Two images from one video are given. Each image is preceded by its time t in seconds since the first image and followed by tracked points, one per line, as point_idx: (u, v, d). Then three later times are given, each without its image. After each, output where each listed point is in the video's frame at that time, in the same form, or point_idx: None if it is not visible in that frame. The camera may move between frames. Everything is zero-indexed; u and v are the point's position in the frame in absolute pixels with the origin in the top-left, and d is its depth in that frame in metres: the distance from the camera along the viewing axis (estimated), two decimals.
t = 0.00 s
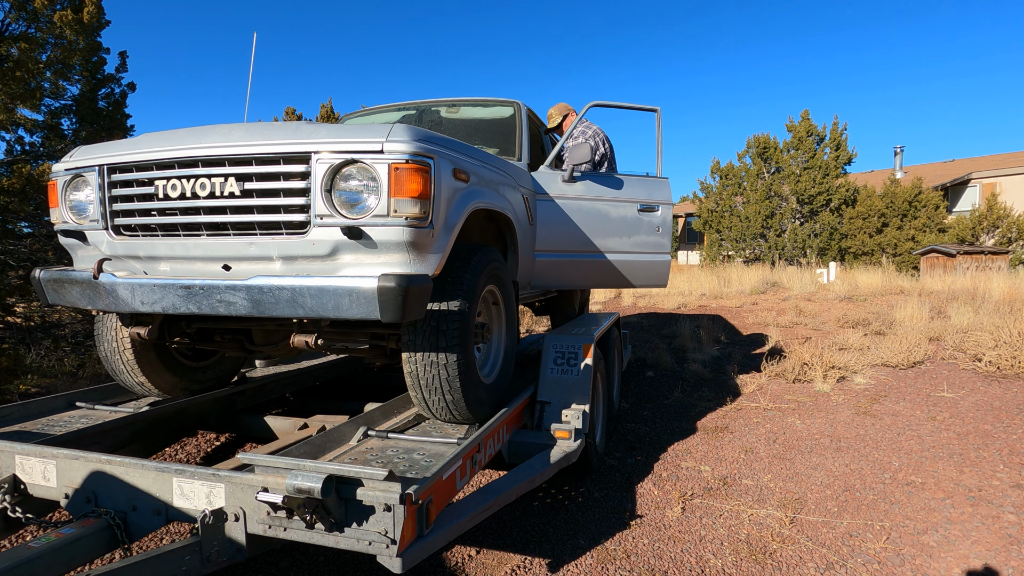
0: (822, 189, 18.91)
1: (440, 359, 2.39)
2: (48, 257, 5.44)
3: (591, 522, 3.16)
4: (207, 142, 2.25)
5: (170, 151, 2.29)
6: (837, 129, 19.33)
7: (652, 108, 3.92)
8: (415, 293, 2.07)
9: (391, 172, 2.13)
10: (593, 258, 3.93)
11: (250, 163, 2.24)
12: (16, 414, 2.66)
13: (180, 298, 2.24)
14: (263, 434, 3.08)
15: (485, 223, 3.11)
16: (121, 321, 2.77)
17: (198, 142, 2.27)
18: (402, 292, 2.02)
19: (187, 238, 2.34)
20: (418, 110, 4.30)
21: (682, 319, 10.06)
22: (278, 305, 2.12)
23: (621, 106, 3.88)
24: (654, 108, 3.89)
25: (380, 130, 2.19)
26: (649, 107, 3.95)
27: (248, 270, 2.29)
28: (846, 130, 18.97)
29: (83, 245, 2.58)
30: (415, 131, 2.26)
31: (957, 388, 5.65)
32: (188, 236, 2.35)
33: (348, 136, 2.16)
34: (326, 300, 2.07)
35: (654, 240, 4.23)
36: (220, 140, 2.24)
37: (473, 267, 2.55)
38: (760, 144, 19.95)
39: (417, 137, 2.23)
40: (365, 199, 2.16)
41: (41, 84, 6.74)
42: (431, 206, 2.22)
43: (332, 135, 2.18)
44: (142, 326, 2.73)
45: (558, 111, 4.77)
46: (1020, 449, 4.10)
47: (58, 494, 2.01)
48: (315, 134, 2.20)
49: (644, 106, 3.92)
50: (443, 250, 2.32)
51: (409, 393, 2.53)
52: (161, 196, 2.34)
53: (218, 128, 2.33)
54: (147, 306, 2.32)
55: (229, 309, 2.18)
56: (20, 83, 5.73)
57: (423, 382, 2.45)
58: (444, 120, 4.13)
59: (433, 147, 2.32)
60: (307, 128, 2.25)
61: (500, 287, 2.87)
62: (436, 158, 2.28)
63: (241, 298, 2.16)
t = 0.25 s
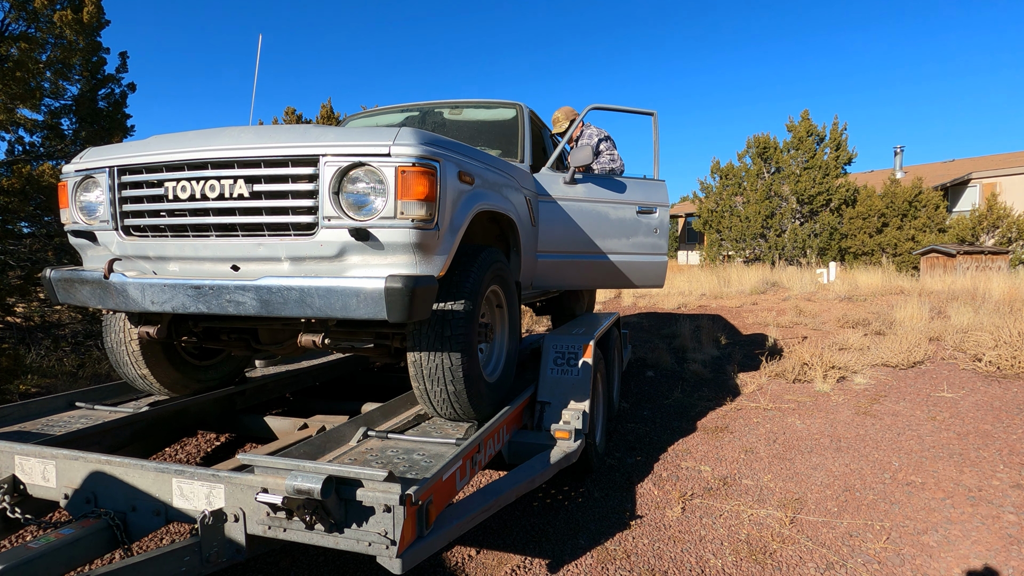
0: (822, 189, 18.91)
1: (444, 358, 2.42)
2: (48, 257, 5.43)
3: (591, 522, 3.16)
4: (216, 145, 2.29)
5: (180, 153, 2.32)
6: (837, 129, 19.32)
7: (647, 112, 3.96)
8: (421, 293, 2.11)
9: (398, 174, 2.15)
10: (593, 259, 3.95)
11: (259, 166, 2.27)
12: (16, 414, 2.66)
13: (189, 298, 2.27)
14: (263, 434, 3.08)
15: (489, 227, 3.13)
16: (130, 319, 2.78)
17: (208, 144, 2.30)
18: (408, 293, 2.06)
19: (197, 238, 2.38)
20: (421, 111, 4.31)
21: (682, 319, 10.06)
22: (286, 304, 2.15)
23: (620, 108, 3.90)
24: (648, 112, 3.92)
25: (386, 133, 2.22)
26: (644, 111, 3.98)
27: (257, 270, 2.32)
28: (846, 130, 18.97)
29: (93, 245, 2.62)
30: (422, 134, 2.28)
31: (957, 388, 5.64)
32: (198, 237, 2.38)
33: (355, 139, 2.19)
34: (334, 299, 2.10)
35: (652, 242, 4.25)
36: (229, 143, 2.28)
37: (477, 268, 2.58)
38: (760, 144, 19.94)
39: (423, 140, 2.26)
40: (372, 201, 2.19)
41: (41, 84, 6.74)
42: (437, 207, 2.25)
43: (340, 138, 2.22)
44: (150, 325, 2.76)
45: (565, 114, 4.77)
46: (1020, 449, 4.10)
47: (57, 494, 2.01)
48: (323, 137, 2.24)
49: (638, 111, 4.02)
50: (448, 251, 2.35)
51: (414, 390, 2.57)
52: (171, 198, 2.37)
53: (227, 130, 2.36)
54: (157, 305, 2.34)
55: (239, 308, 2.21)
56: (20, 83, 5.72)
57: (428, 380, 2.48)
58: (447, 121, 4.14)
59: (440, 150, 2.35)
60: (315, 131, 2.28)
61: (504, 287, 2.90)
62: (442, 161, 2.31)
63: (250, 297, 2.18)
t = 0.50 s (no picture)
0: (822, 189, 18.92)
1: (448, 356, 2.46)
2: (48, 257, 5.43)
3: (591, 522, 3.16)
4: (225, 146, 2.31)
5: (189, 154, 2.34)
6: (837, 129, 19.32)
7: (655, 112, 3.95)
8: (426, 293, 2.15)
9: (404, 176, 2.19)
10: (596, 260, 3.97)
11: (267, 168, 2.30)
12: (16, 413, 2.66)
13: (199, 296, 2.31)
14: (263, 434, 3.08)
15: (492, 228, 3.17)
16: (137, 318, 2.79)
17: (217, 146, 2.33)
18: (414, 292, 2.09)
19: (205, 238, 2.41)
20: (424, 113, 4.32)
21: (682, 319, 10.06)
22: (294, 303, 2.19)
23: (626, 109, 3.90)
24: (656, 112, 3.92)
25: (393, 136, 2.26)
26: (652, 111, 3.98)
27: (264, 270, 2.34)
28: (846, 130, 18.97)
29: (102, 245, 2.63)
30: (427, 137, 2.32)
31: (957, 388, 5.64)
32: (207, 237, 2.41)
33: (362, 142, 2.22)
34: (341, 299, 2.14)
35: (656, 244, 4.23)
36: (238, 145, 2.30)
37: (481, 268, 2.62)
38: (760, 144, 19.94)
39: (428, 143, 2.29)
40: (378, 203, 2.22)
41: (41, 84, 6.75)
42: (442, 209, 2.28)
43: (347, 141, 2.25)
44: (160, 323, 2.79)
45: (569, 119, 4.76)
46: (1020, 449, 4.10)
47: (57, 494, 2.01)
48: (330, 139, 2.26)
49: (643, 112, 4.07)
50: (453, 252, 2.38)
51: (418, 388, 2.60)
52: (180, 198, 2.40)
53: (236, 132, 2.38)
54: (166, 304, 2.39)
55: (248, 308, 2.25)
56: (21, 83, 5.71)
57: (432, 377, 2.52)
58: (450, 123, 4.15)
59: (444, 152, 2.38)
60: (322, 133, 2.31)
61: (507, 288, 2.93)
62: (447, 164, 2.34)
63: (258, 297, 2.22)
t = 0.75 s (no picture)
0: (822, 189, 18.91)
1: (454, 356, 2.49)
2: (48, 257, 5.42)
3: (591, 522, 3.16)
4: (237, 150, 2.33)
5: (201, 157, 2.36)
6: (837, 129, 19.32)
7: (663, 112, 3.95)
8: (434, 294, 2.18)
9: (413, 180, 2.22)
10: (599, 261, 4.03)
11: (278, 170, 2.32)
12: (16, 413, 2.66)
13: (212, 296, 2.34)
14: (262, 434, 3.08)
15: (497, 230, 3.21)
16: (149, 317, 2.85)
17: (229, 149, 2.35)
18: (423, 293, 2.13)
19: (217, 239, 2.42)
20: (429, 116, 4.33)
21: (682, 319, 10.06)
22: (305, 303, 2.23)
23: (632, 112, 3.97)
24: (664, 112, 3.93)
25: (402, 142, 2.29)
26: (661, 111, 3.99)
27: (275, 271, 2.37)
28: (846, 130, 18.97)
29: (116, 245, 2.66)
30: (435, 142, 2.36)
31: (957, 388, 5.64)
32: (219, 238, 2.43)
33: (372, 146, 2.25)
34: (351, 299, 2.18)
35: (663, 245, 4.20)
36: (250, 148, 2.32)
37: (485, 269, 2.65)
38: (760, 144, 19.93)
39: (437, 148, 2.33)
40: (388, 205, 2.25)
41: (41, 84, 6.75)
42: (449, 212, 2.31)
43: (357, 145, 2.28)
44: (172, 322, 2.83)
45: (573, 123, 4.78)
46: (1020, 449, 4.10)
47: (56, 494, 2.01)
48: (341, 143, 2.29)
49: (654, 113, 4.08)
50: (460, 254, 2.42)
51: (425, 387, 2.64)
52: (193, 200, 2.42)
53: (248, 135, 2.41)
54: (180, 303, 2.42)
55: (259, 308, 2.28)
56: (21, 83, 5.70)
57: (437, 377, 2.55)
58: (454, 126, 4.16)
59: (452, 156, 2.42)
60: (333, 137, 2.34)
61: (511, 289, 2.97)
62: (455, 168, 2.38)
63: (270, 296, 2.26)
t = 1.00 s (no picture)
0: (822, 189, 18.91)
1: (462, 354, 2.52)
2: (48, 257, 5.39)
3: (591, 522, 3.15)
4: (255, 155, 2.38)
5: (220, 162, 2.41)
6: (837, 129, 19.30)
7: (668, 116, 3.99)
8: (444, 294, 2.22)
9: (424, 184, 2.26)
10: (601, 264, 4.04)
11: (294, 174, 2.36)
12: (14, 413, 2.65)
13: (229, 295, 2.36)
14: (261, 434, 3.08)
15: (503, 233, 3.23)
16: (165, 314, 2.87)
17: (247, 153, 2.40)
18: (433, 294, 2.16)
19: (234, 240, 2.45)
20: (435, 120, 4.34)
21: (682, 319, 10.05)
22: (320, 302, 2.24)
23: (638, 116, 3.99)
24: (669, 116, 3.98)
25: (412, 148, 2.33)
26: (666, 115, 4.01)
27: (290, 271, 2.39)
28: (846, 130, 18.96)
29: (136, 244, 2.68)
30: (446, 148, 2.39)
31: (957, 388, 5.63)
32: (236, 239, 2.46)
33: (384, 152, 2.29)
34: (364, 299, 2.19)
35: (665, 248, 4.20)
36: (267, 153, 2.37)
37: (492, 270, 2.68)
38: (760, 143, 19.93)
39: (447, 154, 2.37)
40: (400, 209, 2.29)
41: (42, 84, 6.74)
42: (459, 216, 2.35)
43: (370, 150, 2.32)
44: (187, 320, 2.85)
45: (574, 111, 4.76)
46: (1020, 449, 4.09)
47: (53, 494, 2.00)
48: (354, 149, 2.33)
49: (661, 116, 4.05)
50: (468, 257, 2.45)
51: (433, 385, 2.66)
52: (211, 202, 2.45)
53: (264, 141, 2.45)
54: (197, 302, 2.44)
55: (274, 307, 2.30)
56: (20, 83, 5.69)
57: (445, 376, 2.58)
58: (460, 130, 4.16)
59: (462, 162, 2.45)
60: (347, 143, 2.38)
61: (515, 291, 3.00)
62: (464, 173, 2.42)
63: (285, 296, 2.27)
